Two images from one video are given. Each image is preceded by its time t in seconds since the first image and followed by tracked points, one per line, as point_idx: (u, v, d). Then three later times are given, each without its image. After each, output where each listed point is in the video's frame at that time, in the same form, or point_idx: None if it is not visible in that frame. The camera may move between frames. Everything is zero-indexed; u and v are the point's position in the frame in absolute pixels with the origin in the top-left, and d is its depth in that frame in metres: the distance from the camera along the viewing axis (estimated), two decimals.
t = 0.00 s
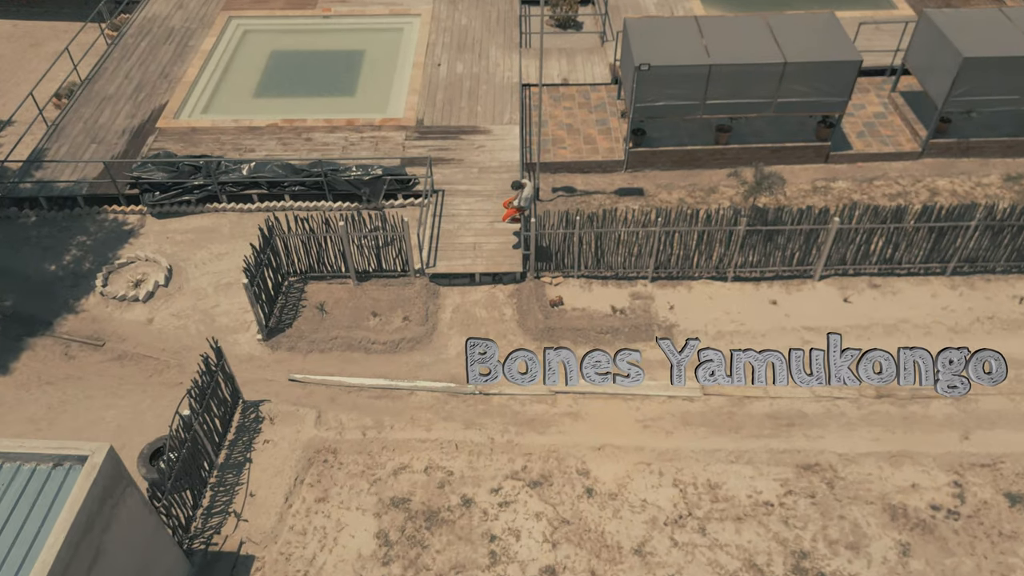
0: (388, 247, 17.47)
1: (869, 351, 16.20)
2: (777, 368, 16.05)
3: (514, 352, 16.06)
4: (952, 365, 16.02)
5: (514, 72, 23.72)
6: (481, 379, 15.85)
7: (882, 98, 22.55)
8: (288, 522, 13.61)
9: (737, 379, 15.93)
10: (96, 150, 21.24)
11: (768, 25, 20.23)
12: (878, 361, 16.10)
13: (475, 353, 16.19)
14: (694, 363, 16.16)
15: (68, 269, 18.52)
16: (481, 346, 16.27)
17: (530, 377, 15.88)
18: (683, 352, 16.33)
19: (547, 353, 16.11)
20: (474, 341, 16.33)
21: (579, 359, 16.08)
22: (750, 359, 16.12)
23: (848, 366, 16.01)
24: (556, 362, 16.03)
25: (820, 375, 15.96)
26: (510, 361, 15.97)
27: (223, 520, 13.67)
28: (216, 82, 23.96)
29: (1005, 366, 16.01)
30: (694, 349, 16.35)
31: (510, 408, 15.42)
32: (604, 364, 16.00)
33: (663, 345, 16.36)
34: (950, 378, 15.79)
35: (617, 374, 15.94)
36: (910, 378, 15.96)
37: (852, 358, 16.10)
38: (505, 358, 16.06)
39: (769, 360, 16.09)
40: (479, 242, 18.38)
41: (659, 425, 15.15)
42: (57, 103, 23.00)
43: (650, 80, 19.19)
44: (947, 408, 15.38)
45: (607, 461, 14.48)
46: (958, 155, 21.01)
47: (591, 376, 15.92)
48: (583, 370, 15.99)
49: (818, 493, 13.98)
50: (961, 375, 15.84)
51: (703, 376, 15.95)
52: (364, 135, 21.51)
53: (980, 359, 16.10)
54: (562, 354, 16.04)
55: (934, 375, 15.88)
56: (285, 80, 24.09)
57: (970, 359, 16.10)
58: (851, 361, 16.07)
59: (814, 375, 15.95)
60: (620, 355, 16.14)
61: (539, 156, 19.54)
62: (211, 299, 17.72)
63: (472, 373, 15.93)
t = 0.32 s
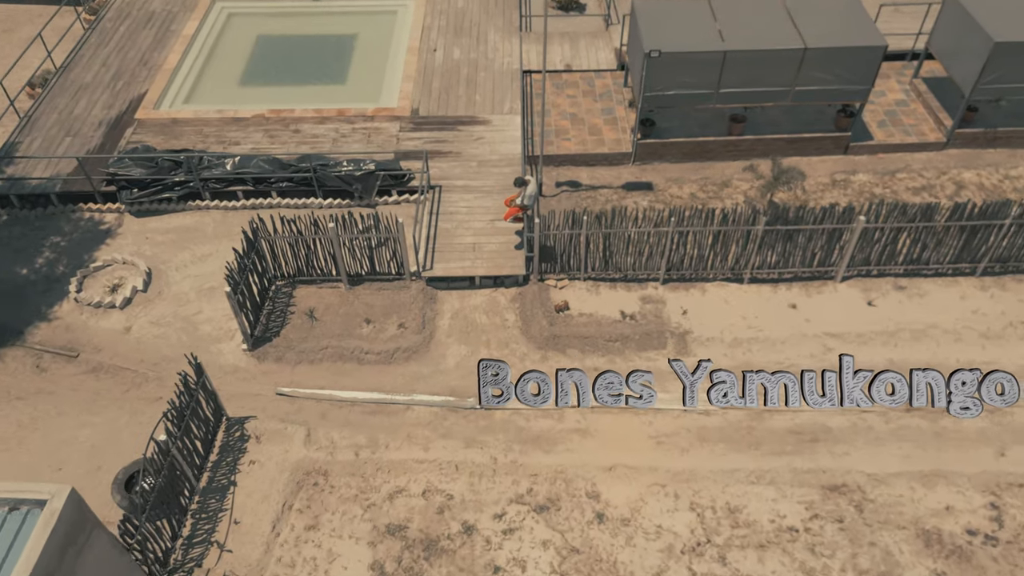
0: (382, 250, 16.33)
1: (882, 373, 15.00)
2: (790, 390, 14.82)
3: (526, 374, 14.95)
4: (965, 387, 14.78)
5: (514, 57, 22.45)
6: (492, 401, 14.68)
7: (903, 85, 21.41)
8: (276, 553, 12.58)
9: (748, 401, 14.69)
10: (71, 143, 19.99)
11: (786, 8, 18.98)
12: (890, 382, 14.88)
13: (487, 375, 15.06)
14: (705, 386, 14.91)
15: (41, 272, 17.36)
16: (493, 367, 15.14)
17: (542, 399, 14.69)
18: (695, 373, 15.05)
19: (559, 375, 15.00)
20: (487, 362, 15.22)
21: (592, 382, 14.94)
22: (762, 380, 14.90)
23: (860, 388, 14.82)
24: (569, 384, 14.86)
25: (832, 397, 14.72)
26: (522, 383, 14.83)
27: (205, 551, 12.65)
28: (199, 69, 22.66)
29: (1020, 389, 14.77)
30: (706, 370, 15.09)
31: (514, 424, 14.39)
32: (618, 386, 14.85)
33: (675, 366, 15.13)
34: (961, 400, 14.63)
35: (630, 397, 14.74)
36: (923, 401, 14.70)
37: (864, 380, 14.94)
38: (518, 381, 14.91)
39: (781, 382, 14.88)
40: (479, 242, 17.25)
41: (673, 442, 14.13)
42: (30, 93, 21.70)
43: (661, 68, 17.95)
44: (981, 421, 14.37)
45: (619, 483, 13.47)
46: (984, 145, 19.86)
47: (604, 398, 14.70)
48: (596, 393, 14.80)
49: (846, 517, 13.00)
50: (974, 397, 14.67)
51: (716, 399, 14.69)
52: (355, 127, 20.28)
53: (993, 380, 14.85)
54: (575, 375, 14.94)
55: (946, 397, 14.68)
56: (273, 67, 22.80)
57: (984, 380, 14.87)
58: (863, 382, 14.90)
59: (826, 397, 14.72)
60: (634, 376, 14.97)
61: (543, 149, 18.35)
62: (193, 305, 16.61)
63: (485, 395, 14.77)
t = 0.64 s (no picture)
0: (377, 254, 15.39)
1: (895, 394, 14.09)
2: (802, 411, 13.90)
3: (539, 395, 14.11)
4: (977, 408, 13.86)
5: (514, 45, 21.40)
6: (504, 422, 13.76)
7: (922, 74, 20.43)
8: None
9: (760, 423, 13.76)
10: (47, 138, 18.94)
11: None
12: (903, 403, 13.96)
13: (499, 397, 14.12)
14: (717, 407, 13.97)
15: (15, 277, 16.39)
16: (505, 388, 14.21)
17: (555, 421, 13.81)
18: (709, 395, 14.14)
19: (571, 397, 14.12)
20: (498, 384, 14.27)
21: (605, 404, 14.05)
22: (774, 403, 14.00)
23: (873, 409, 13.91)
24: (581, 406, 13.98)
25: (844, 418, 13.80)
26: (535, 405, 13.98)
27: None
28: (183, 58, 21.58)
29: None
30: (719, 392, 14.17)
31: (518, 441, 13.54)
32: (631, 408, 13.96)
33: (688, 388, 14.20)
34: (973, 421, 13.70)
35: (643, 418, 13.83)
36: (936, 421, 13.73)
37: (877, 401, 14.01)
38: (529, 403, 14.04)
39: (794, 403, 13.98)
40: (479, 243, 16.29)
41: (687, 459, 13.31)
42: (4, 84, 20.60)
43: (669, 58, 16.95)
44: (1012, 435, 13.54)
45: (630, 505, 12.65)
46: (1008, 137, 18.93)
47: (617, 420, 13.79)
48: (609, 414, 13.90)
49: (872, 541, 12.21)
50: (987, 418, 13.75)
51: (728, 421, 13.76)
52: (347, 120, 19.25)
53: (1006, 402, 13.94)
54: (587, 398, 14.09)
55: (959, 419, 13.74)
56: (261, 56, 21.72)
57: (997, 401, 13.94)
58: (876, 403, 13.98)
59: (839, 418, 13.80)
60: (646, 398, 14.07)
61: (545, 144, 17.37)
62: (176, 313, 15.68)
63: (497, 417, 13.83)
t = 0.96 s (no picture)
0: (368, 263, 14.24)
1: (905, 414, 13.09)
2: (813, 431, 12.92)
3: (550, 415, 13.11)
4: (989, 428, 12.84)
5: (511, 30, 20.08)
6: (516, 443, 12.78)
7: (946, 58, 19.22)
8: None
9: (771, 443, 12.77)
10: (11, 135, 17.60)
11: None
12: (914, 422, 12.97)
13: (510, 417, 13.13)
14: (728, 427, 12.94)
15: None
16: (517, 409, 13.22)
17: (567, 441, 12.80)
18: (721, 416, 13.12)
19: (582, 416, 13.13)
20: (509, 404, 13.27)
21: (617, 423, 13.04)
22: (786, 422, 13.02)
23: (885, 429, 12.90)
24: (592, 427, 12.97)
25: (856, 438, 12.81)
26: (546, 425, 12.97)
27: None
28: (158, 46, 20.22)
29: None
30: (731, 412, 13.16)
31: (524, 467, 12.50)
32: (642, 427, 12.95)
33: (700, 407, 13.19)
34: (985, 441, 12.70)
35: (654, 439, 12.84)
36: (947, 442, 12.73)
37: (889, 421, 13.00)
38: (541, 423, 13.03)
39: (805, 424, 13.00)
40: (477, 248, 15.14)
41: (707, 486, 12.30)
42: None
43: (681, 45, 15.71)
44: None
45: (647, 539, 11.65)
46: None
47: (628, 441, 12.77)
48: (620, 434, 12.88)
49: None
50: (999, 438, 12.74)
51: (740, 441, 12.75)
52: (334, 112, 17.97)
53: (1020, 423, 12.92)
54: (598, 417, 13.08)
55: (971, 439, 12.73)
56: (242, 44, 20.36)
57: (1009, 421, 12.93)
58: (887, 424, 12.97)
59: (850, 439, 12.80)
60: (658, 418, 13.07)
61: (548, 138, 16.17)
62: (152, 327, 14.53)
63: (508, 438, 12.84)
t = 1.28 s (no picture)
0: (361, 270, 13.36)
1: (905, 414, 12.53)
2: (814, 431, 12.37)
3: (550, 415, 12.56)
4: (989, 428, 12.30)
5: (510, 17, 19.09)
6: (516, 443, 12.25)
7: (966, 45, 18.31)
8: None
9: (771, 443, 12.21)
10: None
11: None
12: (914, 422, 12.41)
13: (510, 418, 12.58)
14: (728, 427, 12.40)
15: None
16: (517, 409, 12.66)
17: (567, 440, 12.26)
18: (720, 415, 12.60)
19: (582, 416, 12.58)
20: (509, 404, 12.70)
21: (617, 423, 12.48)
22: (786, 422, 12.48)
23: (885, 429, 12.35)
24: (592, 427, 12.41)
25: (856, 437, 12.27)
26: (546, 425, 12.43)
27: None
28: (136, 36, 19.16)
29: None
30: (731, 412, 12.63)
31: (531, 490, 11.74)
32: (642, 427, 12.40)
33: (700, 408, 12.64)
34: (984, 441, 12.17)
35: (654, 438, 12.30)
36: (947, 442, 12.19)
37: (889, 421, 12.44)
38: (541, 423, 12.49)
39: (805, 424, 12.46)
40: (478, 252, 14.27)
41: (726, 508, 11.56)
42: None
43: (692, 33, 14.76)
44: None
45: (663, 568, 10.91)
46: None
47: (628, 441, 12.22)
48: (620, 434, 12.34)
49: None
50: (998, 438, 12.21)
51: (740, 441, 12.20)
52: (323, 106, 16.99)
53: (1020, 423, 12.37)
54: (598, 418, 12.52)
55: (971, 439, 12.20)
56: (226, 34, 19.31)
57: (1009, 421, 12.37)
58: (887, 424, 12.41)
59: (851, 438, 12.27)
60: (658, 418, 12.53)
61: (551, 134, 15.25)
62: (133, 340, 13.66)
63: (508, 438, 12.32)
